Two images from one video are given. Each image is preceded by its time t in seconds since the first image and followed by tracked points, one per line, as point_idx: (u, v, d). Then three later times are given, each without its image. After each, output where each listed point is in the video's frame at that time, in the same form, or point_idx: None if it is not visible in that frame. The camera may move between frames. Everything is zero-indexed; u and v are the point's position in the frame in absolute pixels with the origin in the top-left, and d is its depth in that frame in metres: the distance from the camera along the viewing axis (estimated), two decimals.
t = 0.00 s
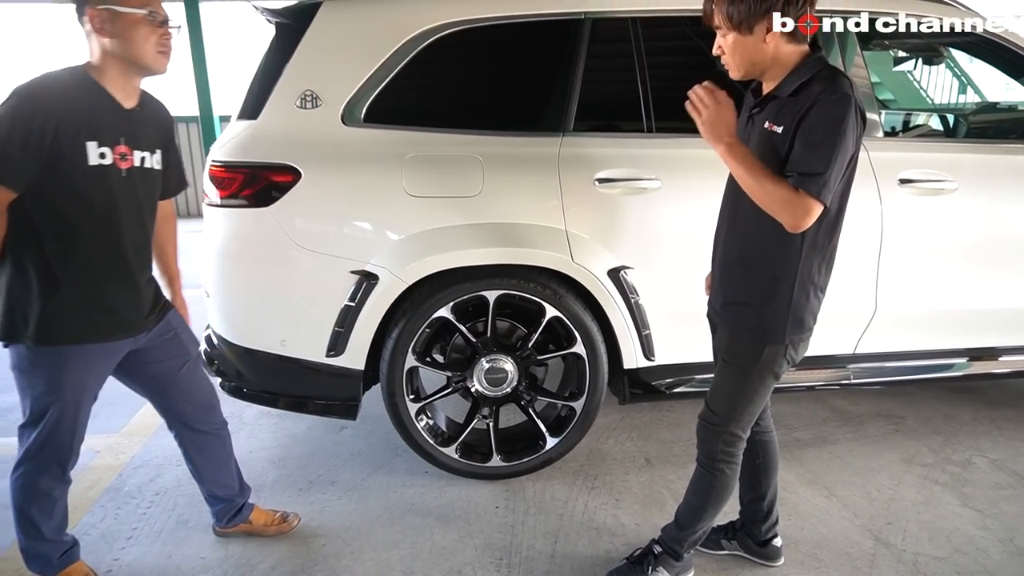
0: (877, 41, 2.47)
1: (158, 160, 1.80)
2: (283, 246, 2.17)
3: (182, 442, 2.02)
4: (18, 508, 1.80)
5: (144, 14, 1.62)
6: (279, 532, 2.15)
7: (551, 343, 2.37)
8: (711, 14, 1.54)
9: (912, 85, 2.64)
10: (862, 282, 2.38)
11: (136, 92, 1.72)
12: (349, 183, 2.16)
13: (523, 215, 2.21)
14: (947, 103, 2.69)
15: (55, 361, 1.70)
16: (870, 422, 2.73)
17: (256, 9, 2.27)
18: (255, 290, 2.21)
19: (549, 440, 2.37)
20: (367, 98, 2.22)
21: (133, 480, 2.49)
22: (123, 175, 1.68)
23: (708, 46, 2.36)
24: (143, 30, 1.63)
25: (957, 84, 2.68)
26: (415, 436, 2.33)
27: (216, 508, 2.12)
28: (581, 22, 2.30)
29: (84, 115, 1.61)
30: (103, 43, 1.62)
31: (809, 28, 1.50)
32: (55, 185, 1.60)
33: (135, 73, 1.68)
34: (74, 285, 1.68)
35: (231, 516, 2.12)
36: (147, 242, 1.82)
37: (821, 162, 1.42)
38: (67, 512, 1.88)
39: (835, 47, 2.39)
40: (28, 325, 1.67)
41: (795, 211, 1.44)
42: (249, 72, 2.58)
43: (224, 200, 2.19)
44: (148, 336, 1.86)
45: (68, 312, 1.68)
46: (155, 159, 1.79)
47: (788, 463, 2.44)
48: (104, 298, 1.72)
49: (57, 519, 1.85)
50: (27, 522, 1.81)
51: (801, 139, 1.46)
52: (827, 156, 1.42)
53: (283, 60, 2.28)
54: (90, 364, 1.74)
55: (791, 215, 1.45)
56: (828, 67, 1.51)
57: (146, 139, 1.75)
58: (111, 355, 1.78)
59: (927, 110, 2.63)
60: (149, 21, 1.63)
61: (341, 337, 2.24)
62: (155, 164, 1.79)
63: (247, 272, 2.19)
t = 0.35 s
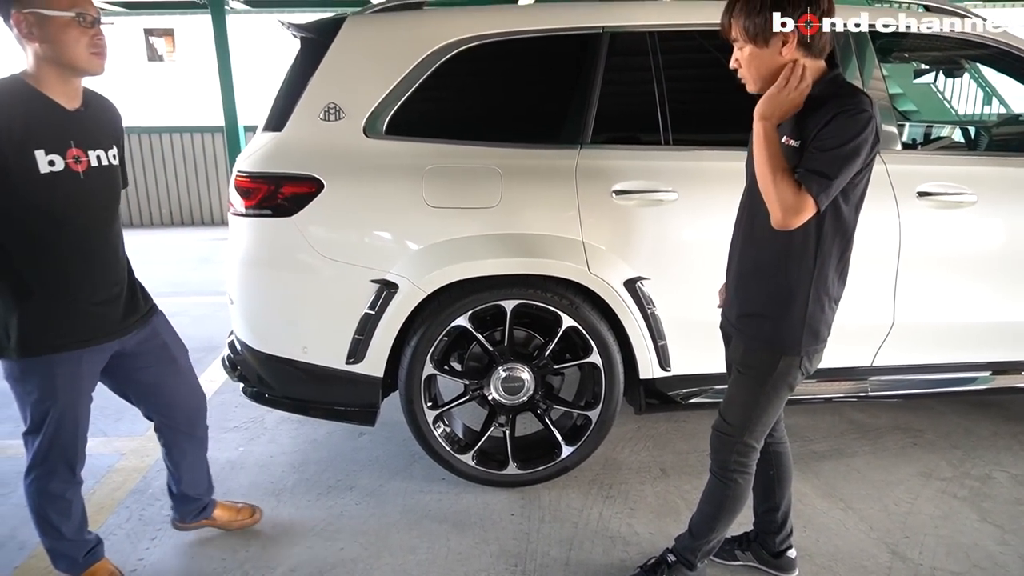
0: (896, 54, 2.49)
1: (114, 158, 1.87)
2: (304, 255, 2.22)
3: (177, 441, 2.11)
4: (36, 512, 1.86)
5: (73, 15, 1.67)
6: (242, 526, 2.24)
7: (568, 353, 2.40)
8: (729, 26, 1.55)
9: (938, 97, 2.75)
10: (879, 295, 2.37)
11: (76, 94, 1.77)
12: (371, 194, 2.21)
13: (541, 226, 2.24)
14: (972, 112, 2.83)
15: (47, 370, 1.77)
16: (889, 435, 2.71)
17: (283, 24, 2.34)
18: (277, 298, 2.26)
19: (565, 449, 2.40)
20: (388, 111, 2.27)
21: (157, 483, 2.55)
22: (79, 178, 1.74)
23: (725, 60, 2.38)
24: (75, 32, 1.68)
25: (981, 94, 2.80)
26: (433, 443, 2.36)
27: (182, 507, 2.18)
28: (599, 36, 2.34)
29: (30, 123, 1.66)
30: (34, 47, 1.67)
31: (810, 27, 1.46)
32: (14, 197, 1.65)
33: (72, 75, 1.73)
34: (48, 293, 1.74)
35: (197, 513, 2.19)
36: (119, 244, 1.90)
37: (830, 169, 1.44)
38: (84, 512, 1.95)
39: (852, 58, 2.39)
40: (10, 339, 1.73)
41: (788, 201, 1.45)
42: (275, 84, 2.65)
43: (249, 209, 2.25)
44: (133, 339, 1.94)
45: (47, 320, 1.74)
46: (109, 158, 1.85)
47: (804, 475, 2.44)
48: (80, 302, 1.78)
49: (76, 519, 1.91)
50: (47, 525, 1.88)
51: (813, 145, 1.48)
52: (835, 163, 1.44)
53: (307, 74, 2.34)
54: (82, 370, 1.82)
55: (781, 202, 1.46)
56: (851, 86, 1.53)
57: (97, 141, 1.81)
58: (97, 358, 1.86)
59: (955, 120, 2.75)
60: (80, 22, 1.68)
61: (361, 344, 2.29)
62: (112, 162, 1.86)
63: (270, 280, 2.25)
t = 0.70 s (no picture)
0: (907, 59, 2.50)
1: (118, 164, 1.91)
2: (317, 258, 2.25)
3: (175, 440, 2.15)
4: (50, 510, 1.91)
5: (73, 22, 1.72)
6: (244, 522, 2.29)
7: (578, 355, 2.42)
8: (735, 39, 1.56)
9: (950, 100, 2.63)
10: (888, 300, 2.38)
11: (78, 99, 1.82)
12: (384, 198, 2.24)
13: (552, 230, 2.27)
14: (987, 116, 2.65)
15: (54, 370, 1.81)
16: (898, 439, 2.71)
17: (298, 31, 2.38)
18: (291, 300, 2.30)
19: (574, 451, 2.42)
20: (401, 116, 2.31)
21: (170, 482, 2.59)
22: (83, 183, 1.78)
23: (734, 66, 2.40)
24: (75, 38, 1.72)
25: (995, 98, 2.64)
26: (444, 445, 2.39)
27: (185, 504, 2.23)
28: (609, 43, 2.36)
29: (35, 130, 1.70)
30: (36, 53, 1.71)
31: (810, 28, 1.44)
32: (21, 203, 1.70)
33: (74, 81, 1.77)
34: (55, 297, 1.78)
35: (200, 510, 2.25)
36: (124, 248, 1.94)
37: (844, 166, 1.45)
38: (98, 508, 1.99)
39: (863, 65, 2.40)
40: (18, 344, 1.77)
41: (791, 185, 1.45)
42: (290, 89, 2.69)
43: (264, 213, 2.29)
44: (137, 341, 1.99)
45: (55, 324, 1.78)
46: (113, 163, 1.89)
47: (813, 479, 2.45)
48: (86, 306, 1.82)
49: (90, 514, 1.96)
50: (63, 522, 1.92)
51: (825, 141, 1.49)
52: (848, 161, 1.45)
53: (322, 80, 2.38)
54: (88, 369, 1.86)
55: (782, 182, 1.45)
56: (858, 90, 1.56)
57: (100, 147, 1.85)
58: (103, 359, 1.90)
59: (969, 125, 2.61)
60: (80, 29, 1.73)
61: (374, 346, 2.32)
62: (116, 168, 1.90)
63: (284, 283, 2.28)
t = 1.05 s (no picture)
0: (915, 64, 2.52)
1: (126, 171, 1.95)
2: (330, 262, 2.29)
3: (187, 441, 2.19)
4: (66, 510, 1.94)
5: (81, 33, 1.75)
6: (257, 522, 2.33)
7: (587, 358, 2.44)
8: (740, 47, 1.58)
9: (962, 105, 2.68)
10: (897, 303, 2.39)
11: (86, 108, 1.85)
12: (396, 202, 2.27)
13: (562, 234, 2.29)
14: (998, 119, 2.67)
15: (62, 372, 1.84)
16: (907, 443, 2.72)
17: (312, 38, 2.42)
18: (304, 303, 2.33)
19: (584, 452, 2.44)
20: (413, 121, 2.34)
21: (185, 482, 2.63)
22: (90, 191, 1.82)
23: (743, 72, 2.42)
24: (82, 49, 1.75)
25: (1005, 101, 2.67)
26: (455, 446, 2.42)
27: (199, 505, 2.27)
28: (619, 49, 2.39)
29: (43, 138, 1.74)
30: (44, 62, 1.75)
31: (810, 28, 1.44)
32: (30, 210, 1.74)
33: (81, 90, 1.81)
34: (62, 302, 1.82)
35: (214, 511, 2.28)
36: (132, 253, 1.98)
37: (852, 152, 1.45)
38: (112, 507, 2.02)
39: (871, 70, 2.41)
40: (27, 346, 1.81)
41: (798, 157, 1.42)
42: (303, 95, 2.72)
43: (278, 217, 2.32)
44: (143, 345, 2.03)
45: (61, 328, 1.81)
46: (121, 170, 1.93)
47: (821, 481, 2.46)
48: (93, 311, 1.86)
49: (105, 513, 1.99)
50: (79, 521, 1.96)
51: (833, 131, 1.49)
52: (856, 147, 1.45)
53: (335, 85, 2.42)
54: (96, 371, 1.90)
55: (790, 151, 1.42)
56: (865, 99, 1.58)
57: (109, 154, 1.89)
58: (109, 362, 1.94)
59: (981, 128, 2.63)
60: (88, 39, 1.76)
61: (386, 348, 2.35)
62: (124, 175, 1.94)
63: (297, 286, 2.32)
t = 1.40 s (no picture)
0: (926, 69, 2.52)
1: (137, 175, 1.98)
2: (343, 265, 2.31)
3: (200, 442, 2.22)
4: (82, 511, 1.97)
5: (90, 40, 1.78)
6: (270, 524, 2.35)
7: (598, 362, 2.46)
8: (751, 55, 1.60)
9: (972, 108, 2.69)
10: (907, 308, 2.40)
11: (95, 115, 1.88)
12: (409, 207, 2.30)
13: (573, 239, 2.31)
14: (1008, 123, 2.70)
15: (75, 375, 1.87)
16: (917, 448, 2.72)
17: (325, 44, 2.45)
18: (318, 306, 2.35)
19: (594, 456, 2.46)
20: (426, 126, 2.36)
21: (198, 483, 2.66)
22: (100, 194, 1.85)
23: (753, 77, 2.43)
24: (91, 56, 1.78)
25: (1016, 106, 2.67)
26: (466, 449, 2.43)
27: (212, 507, 2.29)
28: (629, 55, 2.41)
29: (54, 143, 1.77)
30: (54, 70, 1.78)
31: (810, 27, 1.46)
32: (43, 214, 1.77)
33: (90, 96, 1.83)
34: (73, 305, 1.84)
35: (227, 513, 2.31)
36: (143, 256, 2.00)
37: (859, 162, 1.46)
38: (127, 508, 2.05)
39: (881, 75, 2.42)
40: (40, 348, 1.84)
41: (808, 170, 1.44)
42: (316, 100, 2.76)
43: (292, 221, 2.35)
44: (155, 348, 2.06)
45: (72, 331, 1.84)
46: (131, 174, 1.96)
47: (831, 485, 2.46)
48: (103, 314, 1.88)
49: (120, 514, 2.02)
50: (95, 522, 1.99)
51: (842, 141, 1.51)
52: (864, 157, 1.47)
53: (349, 91, 2.44)
54: (108, 374, 1.92)
55: (799, 164, 1.45)
56: (874, 106, 1.59)
57: (120, 158, 1.92)
58: (121, 364, 1.96)
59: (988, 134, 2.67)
60: (97, 46, 1.79)
61: (399, 352, 2.37)
62: (135, 180, 1.97)
63: (310, 289, 2.35)
